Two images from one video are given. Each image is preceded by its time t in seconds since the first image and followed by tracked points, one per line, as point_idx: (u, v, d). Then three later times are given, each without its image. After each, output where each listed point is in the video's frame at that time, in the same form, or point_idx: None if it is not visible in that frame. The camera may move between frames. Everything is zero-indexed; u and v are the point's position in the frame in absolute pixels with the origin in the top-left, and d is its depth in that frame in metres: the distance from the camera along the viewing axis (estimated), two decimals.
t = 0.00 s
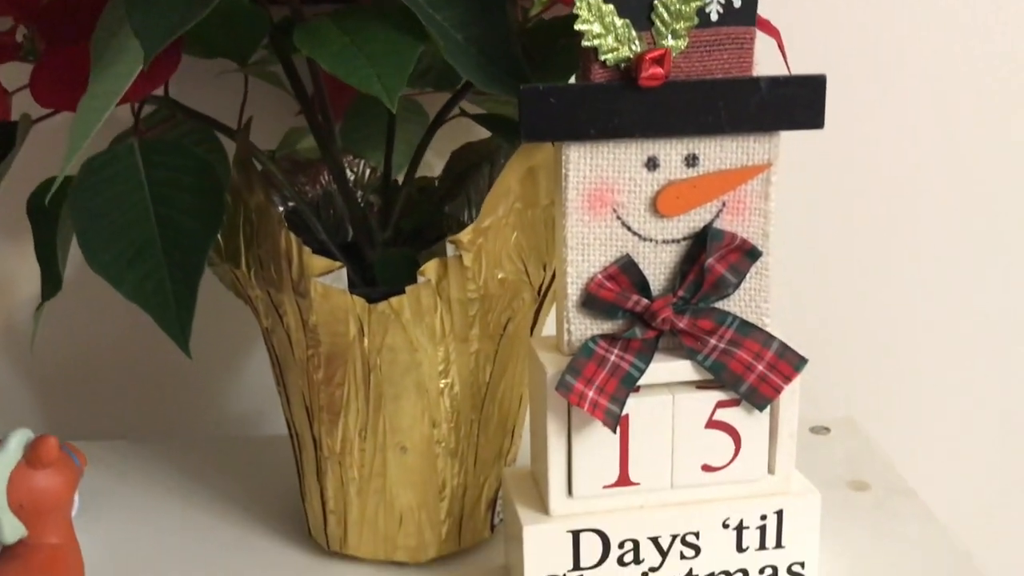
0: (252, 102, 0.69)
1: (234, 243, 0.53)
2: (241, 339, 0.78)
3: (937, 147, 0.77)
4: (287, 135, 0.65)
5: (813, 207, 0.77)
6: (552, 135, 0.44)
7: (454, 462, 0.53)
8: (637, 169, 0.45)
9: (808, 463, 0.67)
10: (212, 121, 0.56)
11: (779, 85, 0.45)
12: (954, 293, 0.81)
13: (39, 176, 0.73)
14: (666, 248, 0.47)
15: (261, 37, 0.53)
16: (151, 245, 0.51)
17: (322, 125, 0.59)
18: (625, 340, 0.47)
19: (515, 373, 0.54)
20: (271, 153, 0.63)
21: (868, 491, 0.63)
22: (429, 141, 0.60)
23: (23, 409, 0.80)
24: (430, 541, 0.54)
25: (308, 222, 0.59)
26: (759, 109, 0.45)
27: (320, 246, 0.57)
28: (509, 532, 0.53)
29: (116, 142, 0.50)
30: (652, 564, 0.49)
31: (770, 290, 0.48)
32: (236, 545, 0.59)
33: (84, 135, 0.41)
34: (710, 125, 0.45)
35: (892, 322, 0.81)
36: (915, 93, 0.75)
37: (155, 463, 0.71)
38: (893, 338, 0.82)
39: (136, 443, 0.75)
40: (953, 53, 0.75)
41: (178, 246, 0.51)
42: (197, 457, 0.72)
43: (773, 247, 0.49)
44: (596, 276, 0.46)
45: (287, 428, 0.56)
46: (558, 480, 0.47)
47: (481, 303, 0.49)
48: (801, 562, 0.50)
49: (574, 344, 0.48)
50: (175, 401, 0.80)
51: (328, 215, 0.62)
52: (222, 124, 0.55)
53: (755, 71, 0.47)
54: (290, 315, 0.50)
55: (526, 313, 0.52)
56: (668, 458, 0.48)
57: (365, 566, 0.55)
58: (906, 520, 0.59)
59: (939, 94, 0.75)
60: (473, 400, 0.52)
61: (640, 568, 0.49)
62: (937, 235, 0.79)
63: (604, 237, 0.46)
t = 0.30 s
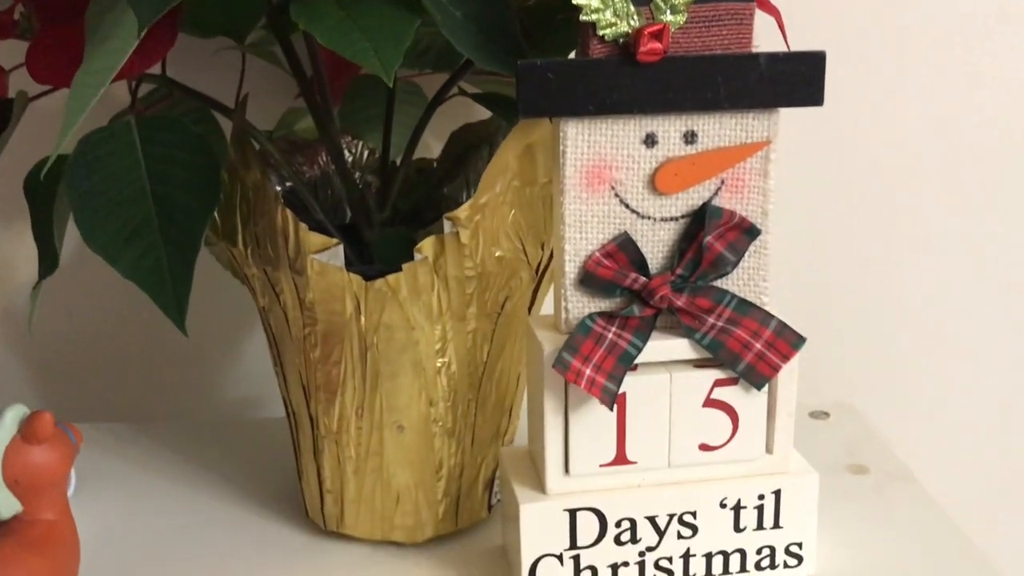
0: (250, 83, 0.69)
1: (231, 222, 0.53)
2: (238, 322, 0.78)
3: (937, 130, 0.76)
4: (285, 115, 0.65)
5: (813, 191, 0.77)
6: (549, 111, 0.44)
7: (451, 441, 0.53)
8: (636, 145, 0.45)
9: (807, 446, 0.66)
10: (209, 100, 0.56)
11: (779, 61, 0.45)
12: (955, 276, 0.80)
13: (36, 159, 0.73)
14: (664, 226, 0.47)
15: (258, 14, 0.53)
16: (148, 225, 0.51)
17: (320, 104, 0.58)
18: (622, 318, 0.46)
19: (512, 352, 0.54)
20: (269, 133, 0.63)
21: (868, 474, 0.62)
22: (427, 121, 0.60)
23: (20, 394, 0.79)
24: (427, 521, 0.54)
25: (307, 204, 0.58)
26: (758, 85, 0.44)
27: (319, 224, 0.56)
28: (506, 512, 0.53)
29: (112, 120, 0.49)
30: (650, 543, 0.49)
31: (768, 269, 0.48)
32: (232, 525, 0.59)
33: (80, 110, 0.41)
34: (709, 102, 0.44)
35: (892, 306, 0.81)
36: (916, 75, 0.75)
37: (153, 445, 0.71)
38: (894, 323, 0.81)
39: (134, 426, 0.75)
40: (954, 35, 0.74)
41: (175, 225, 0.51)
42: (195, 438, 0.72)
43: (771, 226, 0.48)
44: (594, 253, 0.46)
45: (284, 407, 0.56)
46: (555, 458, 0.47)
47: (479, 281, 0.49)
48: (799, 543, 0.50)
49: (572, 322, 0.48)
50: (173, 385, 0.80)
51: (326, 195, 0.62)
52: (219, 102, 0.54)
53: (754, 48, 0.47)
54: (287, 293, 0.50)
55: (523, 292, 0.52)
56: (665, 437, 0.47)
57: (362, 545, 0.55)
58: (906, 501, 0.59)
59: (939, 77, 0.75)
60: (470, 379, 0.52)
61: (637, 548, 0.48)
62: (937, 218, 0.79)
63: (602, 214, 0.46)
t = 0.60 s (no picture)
0: (251, 61, 0.68)
1: (232, 196, 0.52)
2: (239, 303, 0.78)
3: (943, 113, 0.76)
4: (288, 94, 0.65)
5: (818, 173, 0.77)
6: (554, 82, 0.43)
7: (452, 418, 0.53)
8: (640, 117, 0.45)
9: (810, 428, 0.66)
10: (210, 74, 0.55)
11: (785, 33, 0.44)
12: (972, 266, 0.78)
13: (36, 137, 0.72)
14: (668, 199, 0.47)
15: None
16: (149, 199, 0.50)
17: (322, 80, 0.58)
18: (625, 292, 0.46)
19: (514, 328, 0.53)
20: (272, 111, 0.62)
21: (870, 456, 0.61)
22: (430, 98, 0.59)
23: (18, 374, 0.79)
24: (428, 499, 0.54)
25: (309, 182, 0.58)
26: (764, 58, 0.44)
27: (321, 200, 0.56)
28: (507, 490, 0.52)
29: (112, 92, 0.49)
30: (652, 520, 0.48)
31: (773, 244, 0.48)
32: (233, 504, 0.59)
33: (82, 78, 0.39)
34: (715, 73, 0.44)
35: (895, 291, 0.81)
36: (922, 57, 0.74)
37: (153, 426, 0.70)
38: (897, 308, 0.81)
39: (133, 406, 0.74)
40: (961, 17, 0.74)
41: (177, 199, 0.50)
42: (194, 420, 0.71)
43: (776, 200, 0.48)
44: (597, 226, 0.45)
45: (284, 383, 0.56)
46: (556, 433, 0.47)
47: (481, 255, 0.49)
48: (802, 521, 0.50)
49: (574, 297, 0.47)
50: (174, 366, 0.80)
51: (329, 174, 0.61)
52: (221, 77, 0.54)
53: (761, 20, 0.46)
54: (287, 267, 0.50)
55: (526, 268, 0.52)
56: (667, 413, 0.47)
57: (362, 522, 0.55)
58: (909, 483, 0.58)
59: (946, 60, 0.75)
60: (471, 355, 0.52)
61: (639, 525, 0.48)
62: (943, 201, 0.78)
63: (605, 187, 0.46)
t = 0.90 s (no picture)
0: (251, 39, 0.68)
1: (231, 174, 0.52)
2: (239, 286, 0.77)
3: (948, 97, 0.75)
4: (289, 75, 0.64)
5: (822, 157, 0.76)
6: (554, 56, 0.43)
7: (452, 397, 0.52)
8: (642, 92, 0.44)
9: (813, 412, 0.65)
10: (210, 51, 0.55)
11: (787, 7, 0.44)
12: (976, 252, 0.77)
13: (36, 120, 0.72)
14: (670, 176, 0.46)
15: None
16: (148, 177, 0.50)
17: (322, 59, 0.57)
18: (627, 269, 0.46)
19: (515, 308, 0.53)
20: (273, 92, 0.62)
21: (874, 439, 0.61)
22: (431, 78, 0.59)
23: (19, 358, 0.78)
24: (428, 478, 0.54)
25: (310, 163, 0.57)
26: (767, 32, 0.44)
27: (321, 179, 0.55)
28: (507, 471, 0.52)
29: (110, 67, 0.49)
30: (653, 499, 0.48)
31: (776, 221, 0.47)
32: (232, 485, 0.58)
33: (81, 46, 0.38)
34: (717, 47, 0.44)
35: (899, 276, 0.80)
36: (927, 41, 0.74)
37: (152, 409, 0.70)
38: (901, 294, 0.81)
39: (132, 390, 0.74)
40: None
41: (176, 175, 0.50)
42: (194, 403, 0.71)
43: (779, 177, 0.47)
44: (598, 202, 0.45)
45: (284, 363, 0.56)
46: (557, 410, 0.47)
47: (481, 232, 0.49)
48: (804, 501, 0.49)
49: (575, 274, 0.47)
50: (175, 351, 0.79)
51: (330, 155, 0.61)
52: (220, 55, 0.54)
53: None
54: (287, 244, 0.50)
55: (527, 246, 0.51)
56: (669, 390, 0.47)
57: (362, 503, 0.55)
58: (913, 466, 0.57)
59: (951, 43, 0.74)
60: (472, 334, 0.52)
61: (640, 503, 0.48)
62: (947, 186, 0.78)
63: (607, 162, 0.45)
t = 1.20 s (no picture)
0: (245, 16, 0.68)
1: (226, 154, 0.52)
2: (236, 272, 0.77)
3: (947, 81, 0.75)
4: (284, 58, 0.64)
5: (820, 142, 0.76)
6: (548, 33, 0.43)
7: (448, 378, 0.52)
8: (637, 69, 0.44)
9: (811, 396, 0.65)
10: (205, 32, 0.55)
11: None
12: (975, 236, 0.77)
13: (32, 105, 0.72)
14: (665, 154, 0.46)
15: None
16: (144, 157, 0.50)
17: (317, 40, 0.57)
18: (622, 247, 0.46)
19: (511, 288, 0.53)
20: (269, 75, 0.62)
21: (871, 423, 0.61)
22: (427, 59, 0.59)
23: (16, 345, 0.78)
24: (424, 460, 0.53)
25: (306, 145, 0.57)
26: (763, 9, 0.43)
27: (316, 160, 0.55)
28: (503, 452, 0.52)
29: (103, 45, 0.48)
30: (648, 479, 0.48)
31: (772, 200, 0.47)
32: (228, 467, 0.58)
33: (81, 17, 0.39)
34: (713, 24, 0.43)
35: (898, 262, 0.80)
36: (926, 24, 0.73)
37: (149, 394, 0.70)
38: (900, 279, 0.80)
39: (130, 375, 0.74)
40: None
41: (170, 156, 0.50)
42: (192, 388, 0.71)
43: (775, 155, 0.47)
44: (593, 180, 0.45)
45: (280, 345, 0.56)
46: (552, 390, 0.47)
47: (476, 211, 0.48)
48: (801, 482, 0.49)
49: (570, 253, 0.47)
50: (173, 337, 0.79)
51: (327, 138, 0.61)
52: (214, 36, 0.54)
53: None
54: (281, 224, 0.50)
55: (523, 226, 0.51)
56: (664, 370, 0.47)
57: (358, 485, 0.55)
58: (911, 448, 0.57)
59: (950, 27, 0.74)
60: (468, 314, 0.51)
61: (635, 483, 0.48)
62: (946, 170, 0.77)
63: (602, 140, 0.45)
